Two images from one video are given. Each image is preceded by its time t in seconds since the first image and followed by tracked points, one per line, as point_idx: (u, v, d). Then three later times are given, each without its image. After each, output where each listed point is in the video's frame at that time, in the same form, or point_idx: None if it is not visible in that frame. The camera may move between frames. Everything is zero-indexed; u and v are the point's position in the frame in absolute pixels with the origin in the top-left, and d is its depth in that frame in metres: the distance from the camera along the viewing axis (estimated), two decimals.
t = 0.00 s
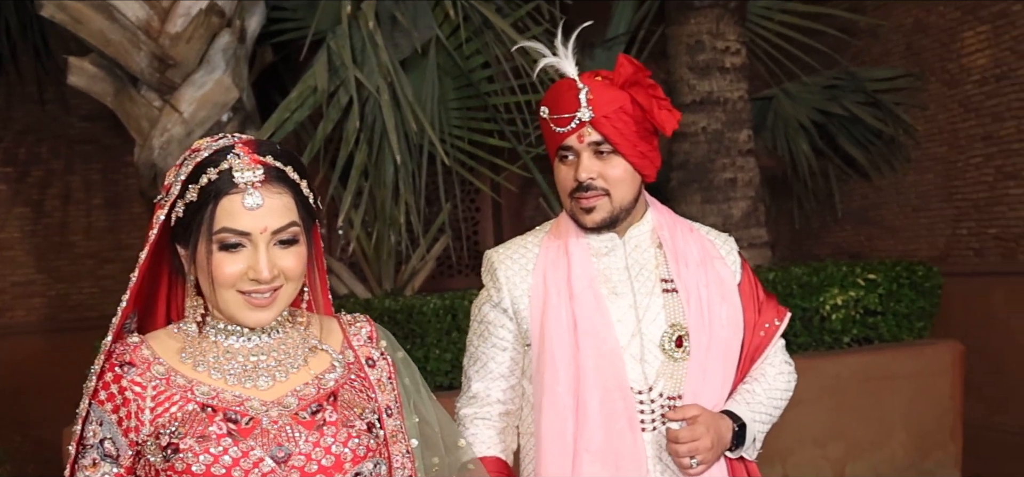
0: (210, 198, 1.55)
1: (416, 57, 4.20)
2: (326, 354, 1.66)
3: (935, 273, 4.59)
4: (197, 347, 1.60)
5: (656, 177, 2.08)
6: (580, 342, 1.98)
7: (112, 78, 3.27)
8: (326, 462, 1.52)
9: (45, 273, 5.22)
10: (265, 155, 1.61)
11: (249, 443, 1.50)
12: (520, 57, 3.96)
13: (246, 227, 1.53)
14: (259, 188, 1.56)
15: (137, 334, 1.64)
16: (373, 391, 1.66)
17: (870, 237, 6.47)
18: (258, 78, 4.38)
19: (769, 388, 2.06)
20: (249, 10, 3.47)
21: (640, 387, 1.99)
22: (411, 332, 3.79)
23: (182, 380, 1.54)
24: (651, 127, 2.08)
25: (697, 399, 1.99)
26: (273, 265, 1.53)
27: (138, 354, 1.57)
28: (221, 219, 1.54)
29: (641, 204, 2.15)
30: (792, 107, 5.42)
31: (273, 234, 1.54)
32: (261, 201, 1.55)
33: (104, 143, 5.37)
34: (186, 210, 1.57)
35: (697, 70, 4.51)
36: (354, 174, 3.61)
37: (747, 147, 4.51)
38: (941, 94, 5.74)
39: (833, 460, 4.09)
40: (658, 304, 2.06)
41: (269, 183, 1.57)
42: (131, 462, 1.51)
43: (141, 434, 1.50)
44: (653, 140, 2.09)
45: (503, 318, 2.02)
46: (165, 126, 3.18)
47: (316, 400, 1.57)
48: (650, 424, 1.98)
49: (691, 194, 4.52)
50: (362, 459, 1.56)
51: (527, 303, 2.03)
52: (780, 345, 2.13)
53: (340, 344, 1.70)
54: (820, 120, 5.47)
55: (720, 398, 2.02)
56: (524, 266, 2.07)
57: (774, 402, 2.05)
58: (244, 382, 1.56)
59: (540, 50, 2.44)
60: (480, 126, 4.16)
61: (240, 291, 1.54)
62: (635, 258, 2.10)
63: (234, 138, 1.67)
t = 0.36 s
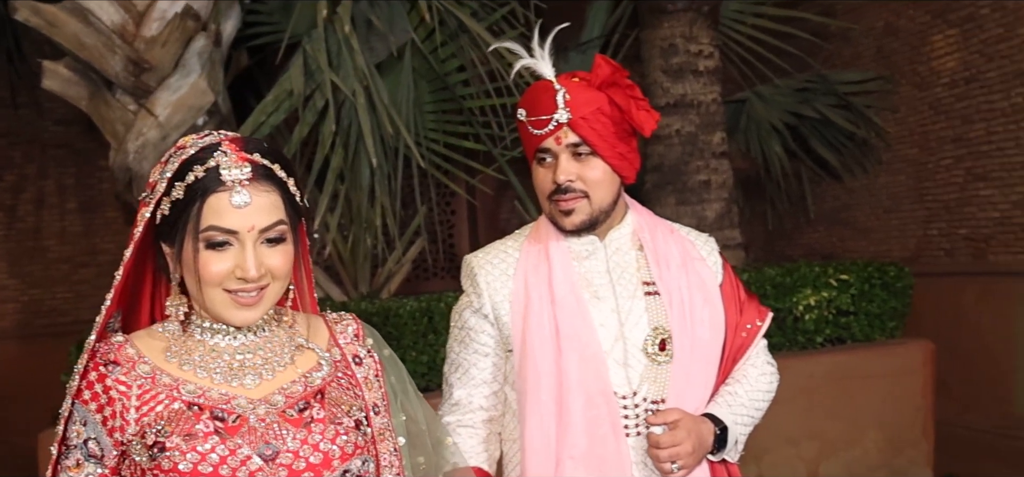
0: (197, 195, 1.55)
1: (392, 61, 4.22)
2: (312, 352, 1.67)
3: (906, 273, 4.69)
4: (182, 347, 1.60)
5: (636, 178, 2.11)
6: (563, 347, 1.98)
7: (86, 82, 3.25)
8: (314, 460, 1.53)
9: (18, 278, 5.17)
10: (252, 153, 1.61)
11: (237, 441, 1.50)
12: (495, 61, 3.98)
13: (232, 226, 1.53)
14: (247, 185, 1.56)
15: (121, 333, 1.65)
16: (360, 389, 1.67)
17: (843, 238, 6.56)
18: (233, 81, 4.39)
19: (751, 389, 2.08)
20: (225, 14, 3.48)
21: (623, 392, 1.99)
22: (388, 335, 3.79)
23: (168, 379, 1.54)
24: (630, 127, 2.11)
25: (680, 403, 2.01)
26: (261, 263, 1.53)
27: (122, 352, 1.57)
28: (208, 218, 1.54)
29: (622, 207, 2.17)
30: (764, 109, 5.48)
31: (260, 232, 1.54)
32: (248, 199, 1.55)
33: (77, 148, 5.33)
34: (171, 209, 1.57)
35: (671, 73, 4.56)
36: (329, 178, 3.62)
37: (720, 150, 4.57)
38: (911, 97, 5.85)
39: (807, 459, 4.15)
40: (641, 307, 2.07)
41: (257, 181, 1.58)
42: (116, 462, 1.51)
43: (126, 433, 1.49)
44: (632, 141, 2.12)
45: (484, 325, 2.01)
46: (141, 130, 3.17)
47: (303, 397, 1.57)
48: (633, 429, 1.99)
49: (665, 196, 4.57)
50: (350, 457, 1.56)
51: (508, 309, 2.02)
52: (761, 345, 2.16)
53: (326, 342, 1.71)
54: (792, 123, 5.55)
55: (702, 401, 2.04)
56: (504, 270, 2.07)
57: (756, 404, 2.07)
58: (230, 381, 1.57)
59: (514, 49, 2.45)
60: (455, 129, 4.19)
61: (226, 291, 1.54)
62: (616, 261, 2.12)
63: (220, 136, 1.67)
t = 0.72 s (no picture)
0: (179, 193, 1.55)
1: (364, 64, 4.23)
2: (297, 352, 1.67)
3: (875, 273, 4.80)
4: (165, 347, 1.60)
5: (609, 180, 2.14)
6: (543, 354, 1.99)
7: (57, 85, 3.24)
8: (299, 460, 1.53)
9: None
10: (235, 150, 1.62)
11: (221, 442, 1.50)
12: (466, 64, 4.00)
13: (215, 224, 1.53)
14: (230, 184, 1.57)
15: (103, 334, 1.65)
16: (345, 389, 1.68)
17: (813, 239, 6.66)
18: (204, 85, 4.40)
19: (731, 392, 2.09)
20: (197, 18, 3.50)
21: (605, 397, 2.01)
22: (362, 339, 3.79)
23: (151, 379, 1.54)
24: (603, 129, 2.14)
25: (661, 408, 2.02)
26: (244, 262, 1.54)
27: (105, 353, 1.57)
28: (190, 216, 1.54)
29: (597, 210, 2.19)
30: (734, 112, 5.56)
31: (243, 231, 1.55)
32: (231, 197, 1.55)
33: (46, 153, 5.30)
34: (153, 207, 1.57)
35: (642, 76, 4.62)
36: (303, 181, 3.64)
37: (691, 152, 4.63)
38: (879, 99, 5.95)
39: (778, 458, 4.21)
40: (619, 311, 2.09)
41: (240, 179, 1.59)
42: (99, 464, 1.50)
43: (109, 434, 1.49)
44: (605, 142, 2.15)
45: (461, 334, 2.02)
46: (112, 134, 3.16)
47: (288, 398, 1.58)
48: (616, 435, 2.01)
49: (636, 198, 4.62)
50: (335, 457, 1.57)
51: (485, 317, 2.02)
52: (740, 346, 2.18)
53: (311, 341, 1.72)
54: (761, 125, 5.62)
55: (682, 405, 2.05)
56: (480, 278, 2.07)
57: (736, 406, 2.08)
58: (214, 381, 1.57)
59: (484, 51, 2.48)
60: (427, 132, 4.21)
61: (209, 290, 1.54)
62: (592, 265, 2.13)
63: (201, 134, 1.67)
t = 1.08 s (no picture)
0: (161, 190, 1.55)
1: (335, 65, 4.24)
2: (280, 350, 1.66)
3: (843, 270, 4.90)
4: (147, 346, 1.59)
5: (581, 180, 2.13)
6: (520, 359, 1.96)
7: (24, 86, 3.22)
8: (281, 460, 1.52)
9: None
10: (217, 146, 1.62)
11: (202, 442, 1.49)
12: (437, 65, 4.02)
13: (197, 221, 1.54)
14: (212, 180, 1.57)
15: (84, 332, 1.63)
16: (328, 388, 1.67)
17: (782, 238, 6.75)
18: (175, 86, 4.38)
19: (711, 390, 2.07)
20: (166, 19, 3.49)
21: (586, 400, 1.99)
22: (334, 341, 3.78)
23: (132, 378, 1.53)
24: (573, 126, 2.13)
25: (642, 409, 2.01)
26: (226, 259, 1.54)
27: (85, 351, 1.56)
28: (173, 213, 1.54)
29: (569, 210, 2.18)
30: (704, 113, 5.62)
31: (225, 228, 1.55)
32: (213, 194, 1.56)
33: (14, 154, 5.25)
34: (134, 204, 1.57)
35: (612, 76, 4.66)
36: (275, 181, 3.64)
37: (661, 151, 4.68)
38: (846, 98, 6.05)
39: (749, 455, 4.26)
40: (596, 312, 2.08)
41: (222, 175, 1.59)
42: (80, 463, 1.50)
43: (89, 434, 1.48)
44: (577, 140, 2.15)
45: (435, 341, 1.99)
46: (82, 135, 3.14)
47: (270, 397, 1.57)
48: (598, 438, 1.98)
49: (607, 197, 4.66)
50: (317, 457, 1.56)
51: (459, 323, 2.00)
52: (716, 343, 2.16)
53: (294, 339, 1.71)
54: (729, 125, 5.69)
55: (664, 405, 2.04)
56: (452, 283, 2.04)
57: (716, 404, 2.06)
58: (196, 380, 1.56)
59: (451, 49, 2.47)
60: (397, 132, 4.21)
61: (192, 287, 1.54)
62: (567, 266, 2.11)
63: (183, 130, 1.67)
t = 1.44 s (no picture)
0: (146, 184, 1.54)
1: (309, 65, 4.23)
2: (265, 346, 1.64)
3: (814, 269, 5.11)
4: (131, 341, 1.57)
5: (555, 172, 2.12)
6: (496, 357, 1.95)
7: None
8: (266, 458, 1.51)
9: None
10: (203, 140, 1.61)
11: (186, 439, 1.47)
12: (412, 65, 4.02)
13: (183, 215, 1.52)
14: (198, 174, 1.56)
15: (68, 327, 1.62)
16: (314, 384, 1.66)
17: (753, 237, 6.83)
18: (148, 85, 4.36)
19: (693, 385, 2.10)
20: (140, 19, 3.50)
21: (566, 396, 1.97)
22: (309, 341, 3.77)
23: (115, 374, 1.51)
24: (546, 117, 2.12)
25: (623, 403, 2.01)
26: (212, 254, 1.53)
27: (69, 347, 1.54)
28: (158, 207, 1.53)
29: (544, 205, 2.18)
30: (677, 112, 5.67)
31: (212, 222, 1.54)
32: (200, 188, 1.54)
33: None
34: (119, 199, 1.56)
35: (585, 76, 4.70)
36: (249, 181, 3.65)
37: (635, 151, 4.72)
38: (817, 98, 6.14)
39: (723, 453, 4.30)
40: (574, 306, 2.06)
41: (208, 169, 1.57)
42: (63, 460, 1.49)
43: (72, 431, 1.47)
44: (550, 131, 2.14)
45: (409, 341, 1.97)
46: (54, 135, 3.13)
47: (256, 394, 1.55)
48: (579, 435, 1.97)
49: (582, 197, 4.68)
50: (303, 455, 1.55)
51: (433, 323, 1.97)
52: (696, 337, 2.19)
53: (280, 335, 1.69)
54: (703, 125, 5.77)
55: (646, 402, 2.05)
56: (425, 281, 2.03)
57: (699, 399, 2.09)
58: (180, 376, 1.54)
59: (420, 42, 2.46)
60: (371, 132, 4.22)
61: (177, 282, 1.53)
62: (543, 260, 2.10)
63: (169, 124, 1.66)
